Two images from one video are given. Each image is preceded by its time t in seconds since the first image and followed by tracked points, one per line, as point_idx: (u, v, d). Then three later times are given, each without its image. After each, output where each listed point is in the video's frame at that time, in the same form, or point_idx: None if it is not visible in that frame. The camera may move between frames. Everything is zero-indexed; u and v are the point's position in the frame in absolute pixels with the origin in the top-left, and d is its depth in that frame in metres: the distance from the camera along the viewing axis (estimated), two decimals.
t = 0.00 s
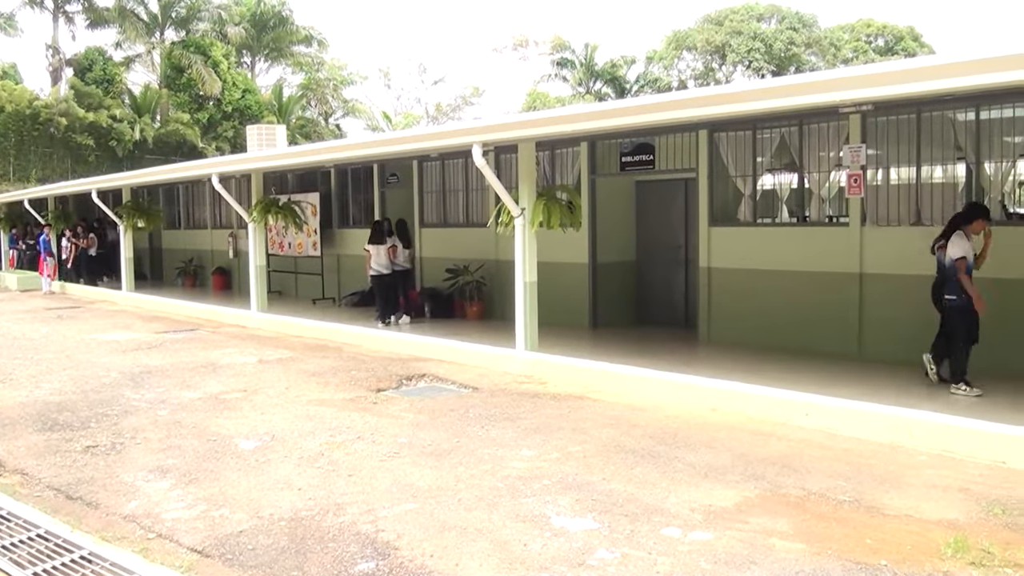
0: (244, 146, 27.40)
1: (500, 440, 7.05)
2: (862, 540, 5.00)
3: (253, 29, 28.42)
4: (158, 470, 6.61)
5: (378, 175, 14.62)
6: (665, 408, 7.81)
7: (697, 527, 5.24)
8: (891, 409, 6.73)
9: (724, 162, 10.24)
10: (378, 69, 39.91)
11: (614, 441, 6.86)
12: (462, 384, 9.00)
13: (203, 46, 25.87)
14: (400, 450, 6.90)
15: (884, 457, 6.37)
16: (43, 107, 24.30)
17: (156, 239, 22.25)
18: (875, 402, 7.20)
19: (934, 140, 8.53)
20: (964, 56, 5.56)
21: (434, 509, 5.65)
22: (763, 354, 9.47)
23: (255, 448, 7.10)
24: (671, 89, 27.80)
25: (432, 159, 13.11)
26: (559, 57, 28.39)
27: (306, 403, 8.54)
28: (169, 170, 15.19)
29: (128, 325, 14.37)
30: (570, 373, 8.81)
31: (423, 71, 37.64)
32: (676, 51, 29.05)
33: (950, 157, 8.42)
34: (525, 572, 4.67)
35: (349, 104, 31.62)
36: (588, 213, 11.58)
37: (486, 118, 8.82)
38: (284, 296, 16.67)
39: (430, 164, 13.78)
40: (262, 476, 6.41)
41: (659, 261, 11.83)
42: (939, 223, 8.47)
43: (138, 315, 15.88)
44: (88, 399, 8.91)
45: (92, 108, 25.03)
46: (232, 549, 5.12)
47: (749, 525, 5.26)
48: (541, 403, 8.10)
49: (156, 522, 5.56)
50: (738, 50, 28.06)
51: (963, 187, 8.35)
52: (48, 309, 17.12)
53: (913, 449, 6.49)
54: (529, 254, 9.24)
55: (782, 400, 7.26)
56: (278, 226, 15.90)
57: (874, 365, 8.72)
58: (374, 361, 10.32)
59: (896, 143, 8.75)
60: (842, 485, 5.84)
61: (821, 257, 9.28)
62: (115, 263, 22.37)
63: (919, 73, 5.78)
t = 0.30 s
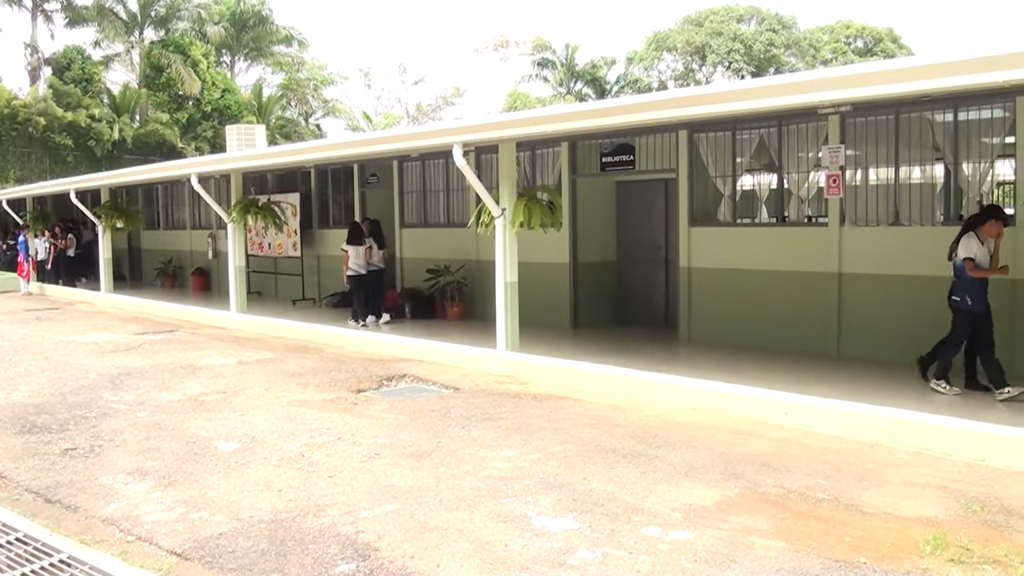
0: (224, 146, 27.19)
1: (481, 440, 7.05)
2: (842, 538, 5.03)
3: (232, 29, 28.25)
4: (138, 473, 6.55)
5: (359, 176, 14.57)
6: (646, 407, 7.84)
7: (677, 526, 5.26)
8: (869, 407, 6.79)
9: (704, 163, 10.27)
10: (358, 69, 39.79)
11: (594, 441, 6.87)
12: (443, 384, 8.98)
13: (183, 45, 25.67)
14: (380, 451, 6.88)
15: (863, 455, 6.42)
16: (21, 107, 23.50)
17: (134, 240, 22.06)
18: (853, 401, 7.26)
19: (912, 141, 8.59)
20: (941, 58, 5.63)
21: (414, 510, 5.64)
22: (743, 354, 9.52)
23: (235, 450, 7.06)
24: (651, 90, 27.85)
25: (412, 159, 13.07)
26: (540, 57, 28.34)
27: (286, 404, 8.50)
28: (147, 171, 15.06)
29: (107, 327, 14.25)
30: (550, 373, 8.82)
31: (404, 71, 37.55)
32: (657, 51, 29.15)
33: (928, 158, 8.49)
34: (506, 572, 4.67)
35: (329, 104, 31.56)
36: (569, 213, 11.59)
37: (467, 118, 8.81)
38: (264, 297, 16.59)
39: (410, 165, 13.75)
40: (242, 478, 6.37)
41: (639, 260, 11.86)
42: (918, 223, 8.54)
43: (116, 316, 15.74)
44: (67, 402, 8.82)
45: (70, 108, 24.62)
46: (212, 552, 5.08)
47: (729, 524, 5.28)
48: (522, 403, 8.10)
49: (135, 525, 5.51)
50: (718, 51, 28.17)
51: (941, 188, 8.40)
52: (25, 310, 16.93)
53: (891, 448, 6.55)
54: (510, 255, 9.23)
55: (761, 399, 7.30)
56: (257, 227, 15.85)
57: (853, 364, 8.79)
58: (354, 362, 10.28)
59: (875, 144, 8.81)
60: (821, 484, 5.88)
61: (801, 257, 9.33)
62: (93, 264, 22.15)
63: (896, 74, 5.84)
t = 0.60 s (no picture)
0: (201, 147, 26.91)
1: (460, 441, 7.04)
2: (820, 536, 5.07)
3: (210, 28, 28.04)
4: (115, 476, 6.49)
5: (337, 176, 14.52)
6: (624, 407, 7.86)
7: (655, 526, 5.28)
8: (847, 406, 6.84)
9: (682, 163, 10.30)
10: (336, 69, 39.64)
11: (573, 441, 6.88)
12: (422, 385, 8.96)
13: (160, 44, 25.43)
14: (359, 452, 6.86)
15: (840, 454, 6.47)
16: None
17: (111, 240, 21.86)
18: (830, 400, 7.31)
19: (889, 142, 8.66)
20: (917, 60, 5.69)
21: (393, 511, 5.62)
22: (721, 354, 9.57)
23: (212, 452, 7.01)
24: (630, 91, 27.87)
25: (390, 159, 13.03)
26: (519, 58, 28.31)
27: (264, 405, 8.44)
28: (123, 170, 14.92)
29: (83, 329, 14.09)
30: (529, 373, 8.82)
31: (382, 71, 37.44)
32: (635, 52, 29.23)
33: (905, 159, 8.56)
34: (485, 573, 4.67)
35: (307, 104, 31.44)
36: (548, 214, 11.60)
37: (446, 118, 8.79)
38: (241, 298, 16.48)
39: (388, 165, 13.70)
40: (219, 480, 6.33)
41: (617, 261, 11.89)
42: (894, 223, 8.61)
43: (92, 318, 15.58)
44: (43, 404, 8.72)
45: (46, 107, 24.36)
46: (190, 555, 5.04)
47: (708, 522, 5.31)
48: (502, 404, 8.10)
49: (113, 528, 5.46)
50: (696, 52, 28.27)
51: (917, 188, 8.47)
52: None
53: (869, 446, 6.61)
54: (489, 255, 9.22)
55: (739, 398, 7.34)
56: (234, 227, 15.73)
57: (829, 363, 8.86)
58: (332, 363, 10.24)
59: (851, 145, 8.88)
60: (799, 482, 5.93)
61: (779, 257, 9.39)
62: (69, 265, 21.92)
63: (872, 76, 5.89)
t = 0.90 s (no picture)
0: (177, 146, 26.63)
1: (437, 441, 7.02)
2: (796, 534, 5.11)
3: (186, 26, 27.76)
4: (90, 478, 6.42)
5: (313, 176, 14.44)
6: (602, 407, 7.88)
7: (632, 525, 5.30)
8: (824, 405, 6.89)
9: (659, 164, 10.34)
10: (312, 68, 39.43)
11: (551, 441, 6.89)
12: (400, 386, 8.94)
13: (136, 43, 25.19)
14: (336, 454, 6.83)
15: (817, 452, 6.52)
16: None
17: (86, 241, 21.63)
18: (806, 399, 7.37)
19: (865, 143, 8.73)
20: (892, 61, 5.75)
21: (370, 512, 5.60)
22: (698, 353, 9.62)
23: (189, 454, 6.95)
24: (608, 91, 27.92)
25: (367, 159, 12.98)
26: (497, 58, 28.28)
27: (240, 407, 8.39)
28: (99, 170, 14.77)
29: (58, 330, 13.93)
30: (507, 373, 8.82)
31: (360, 70, 37.30)
32: (613, 53, 29.30)
33: (880, 160, 8.63)
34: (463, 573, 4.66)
35: (284, 104, 31.29)
36: (525, 214, 11.61)
37: (423, 118, 8.77)
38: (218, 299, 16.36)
39: (366, 165, 13.66)
40: (196, 483, 6.28)
41: (595, 261, 11.92)
42: (869, 223, 8.70)
43: (67, 319, 15.41)
44: (17, 407, 8.61)
45: (21, 106, 23.91)
46: (166, 558, 5.00)
47: (685, 521, 5.33)
48: (479, 404, 8.09)
49: (88, 532, 5.40)
50: (673, 53, 28.39)
51: (892, 189, 8.55)
52: None
53: (845, 444, 6.67)
54: (467, 255, 9.20)
55: (716, 397, 7.38)
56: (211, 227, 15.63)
57: (805, 362, 8.93)
58: (309, 364, 10.19)
59: (827, 146, 8.95)
60: (775, 480, 5.97)
61: (755, 257, 9.46)
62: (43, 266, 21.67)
63: (846, 77, 5.96)
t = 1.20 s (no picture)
0: (152, 146, 26.37)
1: (414, 442, 7.01)
2: (772, 531, 5.14)
3: (161, 25, 27.48)
4: (64, 481, 6.34)
5: (289, 176, 14.36)
6: (579, 406, 7.89)
7: (609, 524, 5.31)
8: (800, 404, 6.94)
9: (635, 164, 10.36)
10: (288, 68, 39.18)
11: (528, 441, 6.89)
12: (377, 386, 8.90)
13: (111, 42, 24.95)
14: (312, 455, 6.79)
15: (793, 450, 6.57)
16: None
17: (60, 241, 21.38)
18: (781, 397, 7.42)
19: (839, 143, 8.80)
20: (866, 63, 5.81)
21: (346, 513, 5.58)
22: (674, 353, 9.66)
23: (164, 456, 6.89)
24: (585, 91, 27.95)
25: (344, 159, 12.92)
26: (474, 58, 28.22)
27: (216, 409, 8.32)
28: (72, 170, 14.61)
29: (32, 331, 13.76)
30: (484, 373, 8.81)
31: (336, 69, 37.13)
32: (589, 53, 29.32)
33: (855, 160, 8.70)
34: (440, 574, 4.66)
35: (259, 103, 31.10)
36: (502, 214, 11.60)
37: (400, 118, 8.75)
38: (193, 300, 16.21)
39: (342, 165, 13.60)
40: (171, 485, 6.22)
41: (571, 261, 11.94)
42: (844, 223, 8.77)
43: (40, 320, 15.22)
44: None
45: None
46: (141, 561, 4.95)
47: (661, 520, 5.35)
48: (456, 404, 8.08)
49: (62, 535, 5.34)
50: (650, 53, 28.49)
51: (867, 189, 8.62)
52: None
53: (820, 442, 6.72)
54: (444, 254, 9.18)
55: (692, 396, 7.42)
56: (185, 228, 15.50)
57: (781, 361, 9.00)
58: (285, 365, 10.12)
59: (802, 147, 9.02)
60: (751, 478, 6.00)
61: (731, 258, 9.51)
62: (16, 267, 21.37)
63: (820, 78, 6.03)
